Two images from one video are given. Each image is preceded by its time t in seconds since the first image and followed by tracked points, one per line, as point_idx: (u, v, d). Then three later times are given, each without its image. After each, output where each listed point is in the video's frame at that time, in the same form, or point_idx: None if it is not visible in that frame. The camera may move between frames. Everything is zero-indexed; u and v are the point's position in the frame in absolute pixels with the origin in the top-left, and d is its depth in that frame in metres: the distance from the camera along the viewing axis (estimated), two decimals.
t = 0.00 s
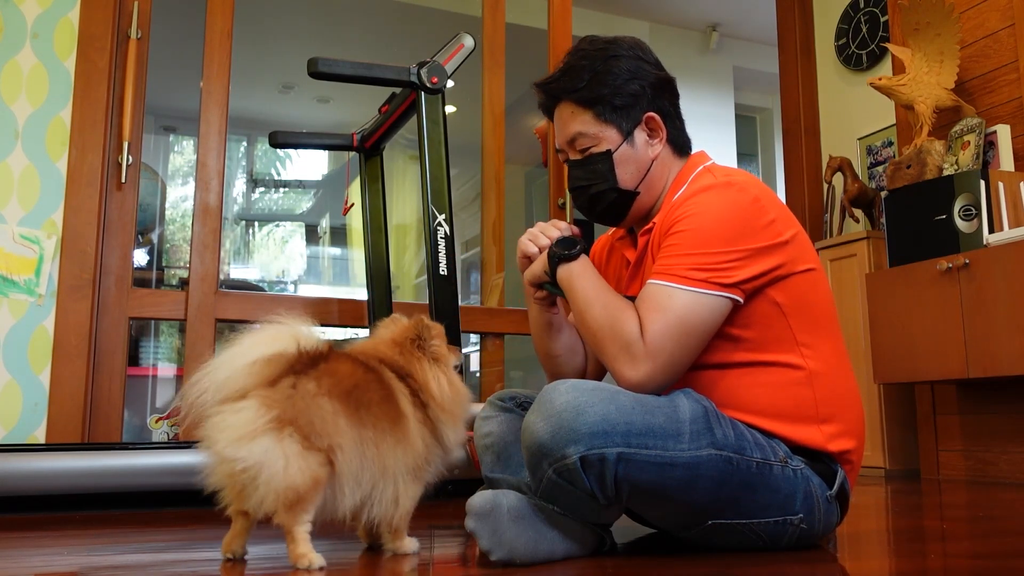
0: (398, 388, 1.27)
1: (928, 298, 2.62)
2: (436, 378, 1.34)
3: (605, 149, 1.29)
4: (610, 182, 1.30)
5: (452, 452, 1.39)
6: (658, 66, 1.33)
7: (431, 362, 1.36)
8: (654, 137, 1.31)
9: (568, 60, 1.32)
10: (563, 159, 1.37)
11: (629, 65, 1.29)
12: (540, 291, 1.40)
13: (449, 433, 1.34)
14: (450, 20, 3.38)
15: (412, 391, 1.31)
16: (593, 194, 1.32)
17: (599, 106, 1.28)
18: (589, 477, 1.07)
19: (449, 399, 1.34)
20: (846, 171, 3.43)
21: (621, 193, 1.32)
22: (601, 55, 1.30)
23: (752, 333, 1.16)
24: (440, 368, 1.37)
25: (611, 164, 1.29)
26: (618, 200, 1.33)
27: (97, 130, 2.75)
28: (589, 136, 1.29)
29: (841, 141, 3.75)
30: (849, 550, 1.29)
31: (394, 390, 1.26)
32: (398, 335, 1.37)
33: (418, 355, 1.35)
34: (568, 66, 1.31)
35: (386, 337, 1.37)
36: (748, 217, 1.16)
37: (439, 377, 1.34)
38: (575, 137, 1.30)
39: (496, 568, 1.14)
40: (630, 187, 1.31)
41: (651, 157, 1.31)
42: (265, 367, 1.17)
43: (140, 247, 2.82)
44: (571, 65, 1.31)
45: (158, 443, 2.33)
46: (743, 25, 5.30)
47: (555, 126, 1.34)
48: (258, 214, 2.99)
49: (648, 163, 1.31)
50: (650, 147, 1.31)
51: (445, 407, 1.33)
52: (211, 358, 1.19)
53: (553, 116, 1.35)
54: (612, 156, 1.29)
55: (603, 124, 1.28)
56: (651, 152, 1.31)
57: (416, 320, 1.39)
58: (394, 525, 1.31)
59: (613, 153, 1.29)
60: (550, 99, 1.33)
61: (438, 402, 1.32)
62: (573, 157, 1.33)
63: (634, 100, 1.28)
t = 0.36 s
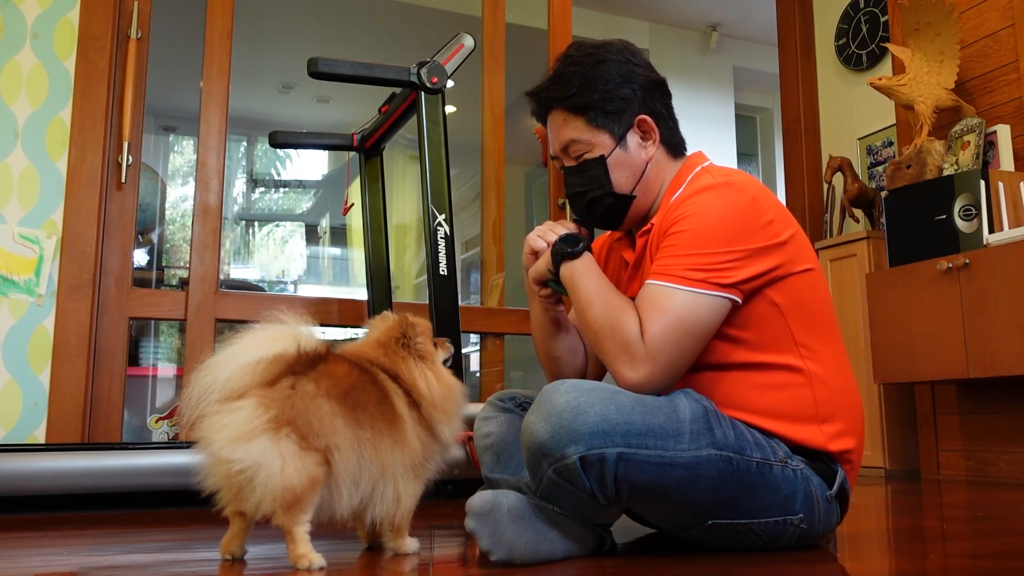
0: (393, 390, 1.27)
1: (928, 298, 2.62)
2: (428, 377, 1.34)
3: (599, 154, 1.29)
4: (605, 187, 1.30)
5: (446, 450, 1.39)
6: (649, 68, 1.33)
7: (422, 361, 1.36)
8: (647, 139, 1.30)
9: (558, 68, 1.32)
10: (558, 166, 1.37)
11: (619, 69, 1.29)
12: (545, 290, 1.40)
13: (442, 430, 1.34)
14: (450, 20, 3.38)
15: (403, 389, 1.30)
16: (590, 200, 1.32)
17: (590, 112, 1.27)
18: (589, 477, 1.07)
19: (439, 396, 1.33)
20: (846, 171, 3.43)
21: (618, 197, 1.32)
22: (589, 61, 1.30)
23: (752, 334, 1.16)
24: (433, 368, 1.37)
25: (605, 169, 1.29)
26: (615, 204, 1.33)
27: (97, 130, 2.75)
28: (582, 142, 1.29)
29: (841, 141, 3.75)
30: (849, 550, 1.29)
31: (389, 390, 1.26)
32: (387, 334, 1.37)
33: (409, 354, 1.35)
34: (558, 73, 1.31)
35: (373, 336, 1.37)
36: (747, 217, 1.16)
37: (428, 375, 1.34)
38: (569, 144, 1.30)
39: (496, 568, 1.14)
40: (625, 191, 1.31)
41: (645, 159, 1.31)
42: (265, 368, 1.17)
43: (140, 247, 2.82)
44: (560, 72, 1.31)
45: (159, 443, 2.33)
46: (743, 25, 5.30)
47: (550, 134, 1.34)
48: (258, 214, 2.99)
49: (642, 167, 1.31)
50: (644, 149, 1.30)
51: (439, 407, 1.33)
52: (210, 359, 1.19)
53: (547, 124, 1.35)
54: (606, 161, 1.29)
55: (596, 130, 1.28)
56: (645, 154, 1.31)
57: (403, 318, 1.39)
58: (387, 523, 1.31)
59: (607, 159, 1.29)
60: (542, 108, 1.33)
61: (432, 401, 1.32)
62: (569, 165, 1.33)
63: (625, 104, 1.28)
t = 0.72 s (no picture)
0: (383, 393, 1.27)
1: (928, 298, 2.62)
2: (416, 380, 1.34)
3: (597, 157, 1.29)
4: (604, 190, 1.30)
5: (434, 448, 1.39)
6: (646, 69, 1.33)
7: (412, 364, 1.36)
8: (645, 140, 1.31)
9: (555, 70, 1.32)
10: (556, 168, 1.37)
11: (615, 71, 1.29)
12: (545, 290, 1.41)
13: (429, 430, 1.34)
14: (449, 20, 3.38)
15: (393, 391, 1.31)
16: (589, 202, 1.32)
17: (587, 115, 1.27)
18: (589, 477, 1.08)
19: (427, 398, 1.35)
20: (846, 171, 3.43)
21: (616, 199, 1.32)
22: (586, 63, 1.30)
23: (751, 334, 1.17)
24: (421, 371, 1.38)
25: (604, 171, 1.30)
26: (615, 206, 1.33)
27: (97, 130, 2.75)
28: (580, 145, 1.29)
29: (840, 141, 3.75)
30: (848, 550, 1.29)
31: (378, 392, 1.26)
32: (376, 335, 1.37)
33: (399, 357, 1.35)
34: (555, 76, 1.31)
35: (363, 337, 1.37)
36: (746, 217, 1.16)
37: (418, 378, 1.35)
38: (567, 146, 1.30)
39: (496, 567, 1.15)
40: (624, 192, 1.31)
41: (644, 160, 1.31)
42: (253, 368, 1.17)
43: (140, 247, 2.82)
44: (557, 75, 1.31)
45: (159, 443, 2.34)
46: (743, 25, 5.30)
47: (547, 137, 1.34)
48: (259, 214, 2.99)
49: (641, 168, 1.31)
50: (642, 151, 1.31)
51: (426, 412, 1.33)
52: (198, 358, 1.18)
53: (544, 127, 1.35)
54: (604, 163, 1.29)
55: (594, 133, 1.28)
56: (643, 156, 1.31)
57: (394, 321, 1.40)
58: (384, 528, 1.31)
59: (606, 160, 1.29)
60: (539, 111, 1.33)
61: (419, 405, 1.33)
62: (567, 167, 1.33)
63: (623, 105, 1.28)
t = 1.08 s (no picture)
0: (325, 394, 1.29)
1: (928, 298, 2.62)
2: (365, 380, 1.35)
3: (599, 156, 1.29)
4: (605, 189, 1.30)
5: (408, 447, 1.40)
6: (647, 69, 1.34)
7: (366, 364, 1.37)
8: (646, 140, 1.31)
9: (557, 69, 1.32)
10: (556, 167, 1.37)
11: (617, 70, 1.29)
12: (544, 290, 1.41)
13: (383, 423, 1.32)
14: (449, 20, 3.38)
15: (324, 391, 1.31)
16: (589, 201, 1.32)
17: (589, 114, 1.27)
18: (589, 477, 1.08)
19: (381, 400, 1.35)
20: (846, 171, 3.43)
21: (617, 198, 1.32)
22: (588, 63, 1.30)
23: (751, 333, 1.17)
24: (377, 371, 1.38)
25: (605, 169, 1.29)
26: (615, 205, 1.33)
27: (97, 130, 2.75)
28: (581, 144, 1.29)
29: (840, 142, 3.75)
30: (848, 550, 1.29)
31: (314, 391, 1.28)
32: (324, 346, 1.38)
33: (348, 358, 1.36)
34: (557, 74, 1.31)
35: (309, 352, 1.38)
36: (745, 215, 1.16)
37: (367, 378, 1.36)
38: (568, 145, 1.30)
39: (496, 567, 1.15)
40: (625, 192, 1.31)
41: (645, 160, 1.31)
42: (194, 404, 1.19)
43: (140, 247, 2.82)
44: (559, 74, 1.30)
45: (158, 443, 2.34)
46: (743, 25, 5.30)
47: (548, 136, 1.34)
48: (259, 214, 3.00)
49: (642, 167, 1.31)
50: (643, 150, 1.31)
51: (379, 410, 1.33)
52: (138, 414, 1.20)
53: (545, 126, 1.34)
54: (606, 162, 1.29)
55: (595, 131, 1.28)
56: (644, 155, 1.31)
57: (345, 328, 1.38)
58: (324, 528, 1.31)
59: (607, 159, 1.29)
60: (540, 109, 1.33)
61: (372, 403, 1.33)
62: (568, 165, 1.33)
63: (624, 105, 1.28)
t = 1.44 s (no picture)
0: (243, 414, 1.29)
1: (929, 298, 2.62)
2: (292, 381, 1.34)
3: (599, 153, 1.29)
4: (606, 187, 1.30)
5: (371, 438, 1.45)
6: (648, 69, 1.34)
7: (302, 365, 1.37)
8: (647, 139, 1.31)
9: (557, 67, 1.32)
10: (556, 166, 1.37)
11: (618, 69, 1.30)
12: (540, 291, 1.41)
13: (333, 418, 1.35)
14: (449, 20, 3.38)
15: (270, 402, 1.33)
16: (589, 200, 1.32)
17: (590, 112, 1.27)
18: (589, 477, 1.08)
19: (313, 400, 1.34)
20: (846, 171, 3.43)
21: (617, 196, 1.32)
22: (589, 61, 1.30)
23: (751, 333, 1.17)
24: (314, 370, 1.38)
25: (605, 168, 1.29)
26: (615, 203, 1.32)
27: (98, 130, 2.75)
28: (582, 141, 1.29)
29: (840, 142, 3.75)
30: (847, 550, 1.30)
31: (243, 418, 1.28)
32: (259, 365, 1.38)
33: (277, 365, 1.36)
34: (558, 72, 1.31)
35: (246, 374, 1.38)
36: (743, 215, 1.16)
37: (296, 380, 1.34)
38: (568, 143, 1.30)
39: (496, 567, 1.15)
40: (625, 190, 1.31)
41: (645, 159, 1.31)
42: (125, 482, 1.22)
43: (140, 247, 2.82)
44: (560, 72, 1.30)
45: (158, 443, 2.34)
46: (743, 25, 5.30)
47: (548, 134, 1.34)
48: (259, 214, 3.00)
49: (642, 166, 1.31)
50: (644, 149, 1.31)
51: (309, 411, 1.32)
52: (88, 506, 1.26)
53: (544, 124, 1.34)
54: (606, 160, 1.29)
55: (596, 129, 1.28)
56: (645, 154, 1.31)
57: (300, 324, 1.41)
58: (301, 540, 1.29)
59: (608, 157, 1.29)
60: (540, 107, 1.33)
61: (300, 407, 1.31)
62: (568, 164, 1.33)
63: (625, 104, 1.28)
